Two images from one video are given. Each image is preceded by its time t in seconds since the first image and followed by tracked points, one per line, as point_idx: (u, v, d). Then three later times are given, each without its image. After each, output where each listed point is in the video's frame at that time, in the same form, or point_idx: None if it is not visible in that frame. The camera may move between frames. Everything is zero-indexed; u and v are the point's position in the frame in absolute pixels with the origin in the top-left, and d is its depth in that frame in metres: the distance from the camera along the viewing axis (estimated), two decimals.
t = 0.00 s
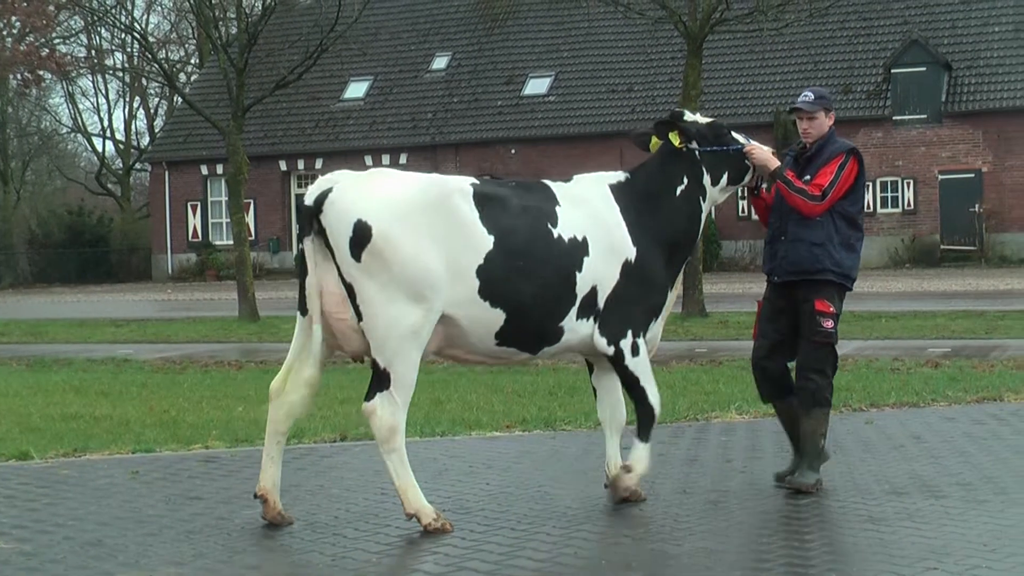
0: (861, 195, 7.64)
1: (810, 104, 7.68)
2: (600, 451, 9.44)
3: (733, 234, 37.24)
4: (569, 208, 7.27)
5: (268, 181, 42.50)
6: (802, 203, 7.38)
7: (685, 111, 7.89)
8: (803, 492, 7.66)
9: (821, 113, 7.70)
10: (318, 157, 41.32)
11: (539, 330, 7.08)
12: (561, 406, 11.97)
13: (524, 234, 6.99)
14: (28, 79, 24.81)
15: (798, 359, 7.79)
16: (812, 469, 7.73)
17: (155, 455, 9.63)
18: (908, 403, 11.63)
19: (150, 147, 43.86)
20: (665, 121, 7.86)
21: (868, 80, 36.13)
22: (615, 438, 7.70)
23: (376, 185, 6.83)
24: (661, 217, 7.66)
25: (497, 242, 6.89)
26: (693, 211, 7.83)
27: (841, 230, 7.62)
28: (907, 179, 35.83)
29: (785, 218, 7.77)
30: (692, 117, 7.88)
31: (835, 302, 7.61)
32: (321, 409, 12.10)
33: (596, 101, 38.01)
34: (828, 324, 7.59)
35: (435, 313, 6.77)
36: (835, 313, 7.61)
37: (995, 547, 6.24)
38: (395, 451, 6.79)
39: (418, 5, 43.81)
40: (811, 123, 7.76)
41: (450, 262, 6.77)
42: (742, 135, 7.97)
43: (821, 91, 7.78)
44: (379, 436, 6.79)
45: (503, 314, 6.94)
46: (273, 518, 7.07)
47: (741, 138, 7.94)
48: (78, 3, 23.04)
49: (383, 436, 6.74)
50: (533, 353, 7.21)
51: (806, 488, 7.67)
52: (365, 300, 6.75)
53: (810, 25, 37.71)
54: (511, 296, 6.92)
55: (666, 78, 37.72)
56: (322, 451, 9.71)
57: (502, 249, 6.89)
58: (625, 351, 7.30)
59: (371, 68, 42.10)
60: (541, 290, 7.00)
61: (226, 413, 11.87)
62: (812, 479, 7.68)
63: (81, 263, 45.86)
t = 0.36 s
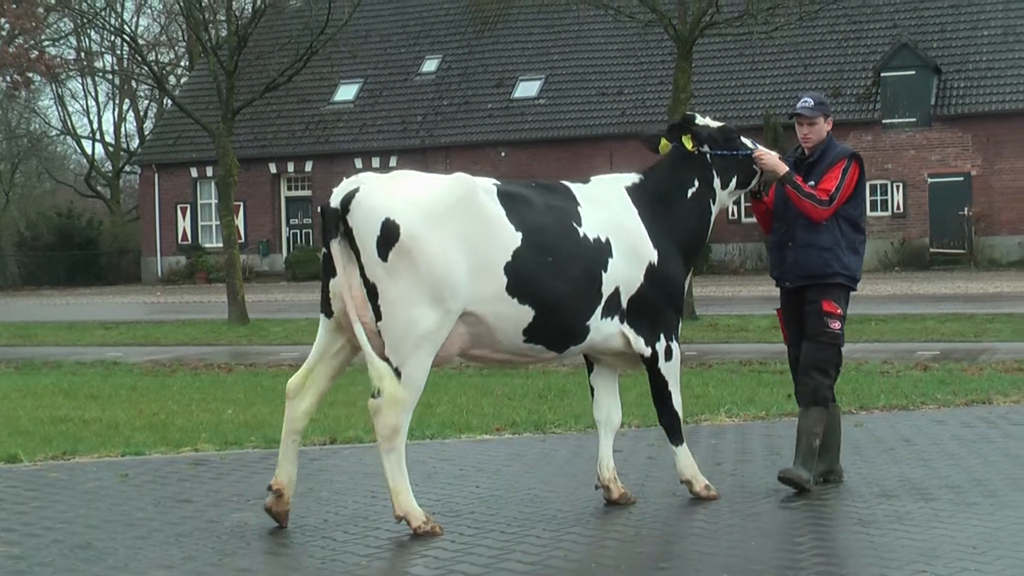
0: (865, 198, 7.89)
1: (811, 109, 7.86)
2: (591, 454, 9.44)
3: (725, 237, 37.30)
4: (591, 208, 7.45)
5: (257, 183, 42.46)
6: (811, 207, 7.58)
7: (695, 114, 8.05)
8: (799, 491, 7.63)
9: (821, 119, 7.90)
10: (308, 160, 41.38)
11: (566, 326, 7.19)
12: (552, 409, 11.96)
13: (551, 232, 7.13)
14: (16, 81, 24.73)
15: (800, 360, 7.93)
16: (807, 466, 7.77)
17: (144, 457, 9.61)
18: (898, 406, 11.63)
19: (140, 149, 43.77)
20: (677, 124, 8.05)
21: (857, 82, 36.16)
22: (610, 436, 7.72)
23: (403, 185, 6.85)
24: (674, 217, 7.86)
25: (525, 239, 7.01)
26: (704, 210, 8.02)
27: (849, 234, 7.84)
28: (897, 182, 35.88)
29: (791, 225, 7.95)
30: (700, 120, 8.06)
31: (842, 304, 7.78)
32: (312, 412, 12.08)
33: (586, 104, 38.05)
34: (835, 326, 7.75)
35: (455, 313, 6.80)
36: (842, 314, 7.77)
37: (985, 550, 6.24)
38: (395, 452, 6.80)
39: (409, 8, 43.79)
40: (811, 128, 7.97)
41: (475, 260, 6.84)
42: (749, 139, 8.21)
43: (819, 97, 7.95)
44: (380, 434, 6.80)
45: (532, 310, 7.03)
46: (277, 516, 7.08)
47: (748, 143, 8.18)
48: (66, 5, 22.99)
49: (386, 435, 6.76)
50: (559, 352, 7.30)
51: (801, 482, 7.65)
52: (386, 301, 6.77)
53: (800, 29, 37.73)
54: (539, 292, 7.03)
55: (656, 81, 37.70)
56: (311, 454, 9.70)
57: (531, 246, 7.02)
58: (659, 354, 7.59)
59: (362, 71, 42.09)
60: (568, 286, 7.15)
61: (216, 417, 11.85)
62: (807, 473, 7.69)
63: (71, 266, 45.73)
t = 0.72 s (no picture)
0: (864, 199, 8.04)
1: (807, 112, 7.97)
2: (575, 456, 9.45)
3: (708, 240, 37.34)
4: (597, 209, 7.59)
5: (241, 185, 42.38)
6: (818, 210, 7.76)
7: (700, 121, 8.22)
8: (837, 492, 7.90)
9: (818, 122, 8.02)
10: (291, 161, 41.35)
11: (570, 330, 7.32)
12: (535, 410, 11.97)
13: (555, 235, 7.25)
14: None
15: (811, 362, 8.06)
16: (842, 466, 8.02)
17: (128, 459, 9.60)
18: (881, 407, 11.68)
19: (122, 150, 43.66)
20: (683, 133, 8.23)
21: (841, 85, 36.23)
22: (596, 436, 7.71)
23: (408, 185, 7.01)
24: (683, 221, 7.98)
25: (529, 240, 7.13)
26: (708, 217, 8.17)
27: (850, 235, 7.98)
28: (879, 184, 35.99)
29: (793, 225, 8.10)
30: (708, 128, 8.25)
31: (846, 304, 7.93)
32: (297, 414, 12.07)
33: (570, 106, 38.09)
34: (840, 325, 7.89)
35: (457, 315, 6.93)
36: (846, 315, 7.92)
37: (967, 550, 6.26)
38: (386, 450, 6.94)
39: (394, 9, 43.75)
40: (808, 131, 8.07)
41: (478, 262, 6.97)
42: (753, 145, 8.35)
43: (815, 99, 8.07)
44: (373, 434, 6.95)
45: (536, 313, 7.15)
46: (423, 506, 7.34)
47: (753, 148, 8.33)
48: (49, 4, 22.91)
49: (378, 434, 6.91)
50: (563, 354, 7.42)
51: (841, 487, 7.92)
52: (388, 302, 6.93)
53: (783, 32, 37.80)
54: (542, 294, 7.15)
55: (639, 83, 37.72)
56: (296, 455, 9.70)
57: (535, 248, 7.14)
58: (657, 350, 7.67)
59: (346, 72, 42.02)
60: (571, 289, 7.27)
61: (200, 418, 11.82)
62: (844, 476, 7.96)
63: (53, 267, 45.53)
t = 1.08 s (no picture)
0: (874, 199, 8.04)
1: (820, 113, 7.96)
2: (557, 456, 9.44)
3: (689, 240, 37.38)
4: (598, 208, 7.59)
5: (223, 185, 42.30)
6: (826, 210, 7.76)
7: (708, 122, 8.29)
8: (842, 489, 7.91)
9: (831, 122, 8.04)
10: (272, 161, 41.30)
11: (564, 327, 7.32)
12: (516, 410, 11.95)
13: (551, 233, 7.25)
14: None
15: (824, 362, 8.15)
16: (849, 465, 8.02)
17: (109, 459, 9.57)
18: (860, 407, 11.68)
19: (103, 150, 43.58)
20: (693, 134, 8.31)
21: (821, 85, 36.02)
22: (588, 432, 7.72)
23: (401, 183, 7.02)
24: (685, 223, 8.02)
25: (523, 239, 7.13)
26: (714, 220, 8.22)
27: (859, 235, 8.00)
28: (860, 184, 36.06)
29: (802, 225, 8.13)
30: (716, 129, 8.32)
31: (856, 303, 7.97)
32: (279, 415, 12.05)
33: (551, 106, 38.09)
34: (851, 326, 7.93)
35: (447, 312, 6.94)
36: (857, 314, 7.96)
37: (947, 549, 6.27)
38: (373, 446, 6.89)
39: (376, 8, 43.72)
40: (820, 132, 8.09)
41: (469, 260, 6.96)
42: (763, 146, 8.40)
43: (829, 100, 8.09)
44: (361, 429, 6.89)
45: (528, 311, 7.15)
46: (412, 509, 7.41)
47: (761, 149, 8.38)
48: (29, 4, 22.84)
49: (365, 429, 6.85)
50: (558, 351, 7.43)
51: (844, 484, 7.92)
52: (377, 299, 6.92)
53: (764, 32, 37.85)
54: (534, 292, 7.14)
55: (620, 83, 37.74)
56: (277, 455, 9.68)
57: (529, 247, 7.13)
58: (649, 349, 7.67)
59: (327, 72, 41.96)
60: (565, 287, 7.26)
61: (181, 419, 11.79)
62: (850, 474, 7.96)
63: (33, 268, 45.34)
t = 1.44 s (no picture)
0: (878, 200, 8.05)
1: (826, 113, 7.98)
2: (538, 456, 9.44)
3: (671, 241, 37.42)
4: (596, 211, 7.60)
5: (204, 186, 42.19)
6: (832, 211, 7.79)
7: (716, 125, 8.21)
8: (823, 489, 7.91)
9: (836, 123, 8.04)
10: (253, 161, 41.22)
11: (556, 329, 7.35)
12: (498, 410, 11.96)
13: (544, 238, 7.27)
14: None
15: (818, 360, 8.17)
16: (829, 464, 8.02)
17: (89, 460, 9.56)
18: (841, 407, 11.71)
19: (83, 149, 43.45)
20: (700, 140, 8.19)
21: (803, 86, 36.08)
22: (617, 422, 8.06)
23: (396, 186, 7.08)
24: (687, 225, 8.01)
25: (516, 243, 7.16)
26: (718, 223, 8.19)
27: (862, 236, 8.03)
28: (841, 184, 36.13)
29: (806, 225, 8.15)
30: (723, 132, 8.23)
31: (854, 305, 8.00)
32: (260, 415, 12.05)
33: (532, 106, 38.11)
34: (849, 326, 7.96)
35: (439, 313, 6.99)
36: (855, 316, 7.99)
37: (928, 548, 6.30)
38: (361, 442, 6.87)
39: (357, 8, 43.71)
40: (827, 132, 8.09)
41: (461, 264, 7.01)
42: (770, 147, 8.30)
43: (835, 101, 8.07)
44: (350, 423, 6.88)
45: (520, 315, 7.20)
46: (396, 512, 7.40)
47: (769, 150, 8.27)
48: (10, 3, 22.77)
49: (353, 424, 6.85)
50: (552, 353, 7.48)
51: (824, 484, 7.93)
52: (369, 297, 6.97)
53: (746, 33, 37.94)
54: (526, 296, 7.18)
55: (602, 83, 37.78)
56: (258, 456, 9.68)
57: (521, 250, 7.16)
58: (639, 349, 7.66)
59: (308, 72, 41.92)
60: (557, 292, 7.29)
61: (162, 419, 11.79)
62: (831, 475, 7.97)
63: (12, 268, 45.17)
